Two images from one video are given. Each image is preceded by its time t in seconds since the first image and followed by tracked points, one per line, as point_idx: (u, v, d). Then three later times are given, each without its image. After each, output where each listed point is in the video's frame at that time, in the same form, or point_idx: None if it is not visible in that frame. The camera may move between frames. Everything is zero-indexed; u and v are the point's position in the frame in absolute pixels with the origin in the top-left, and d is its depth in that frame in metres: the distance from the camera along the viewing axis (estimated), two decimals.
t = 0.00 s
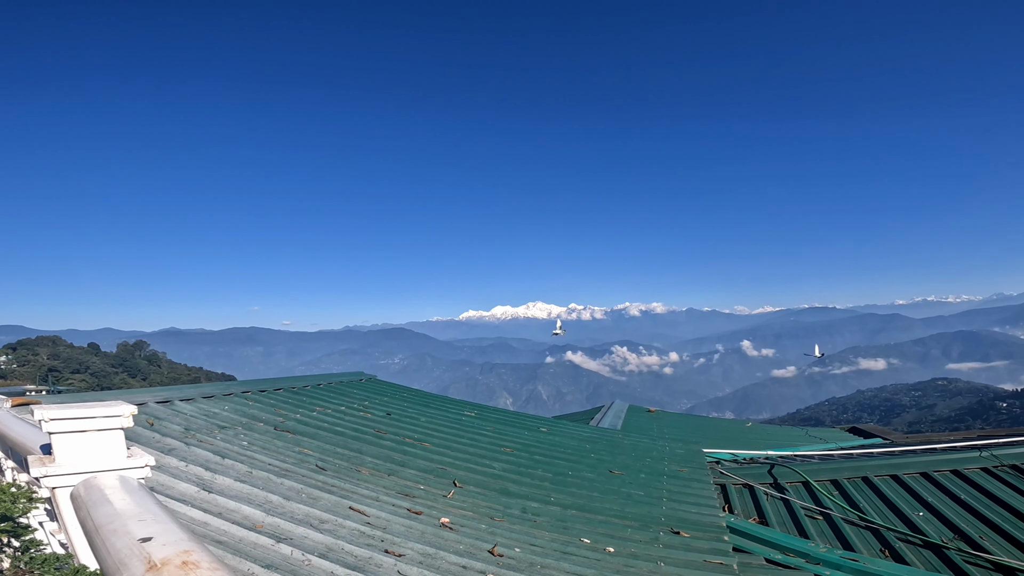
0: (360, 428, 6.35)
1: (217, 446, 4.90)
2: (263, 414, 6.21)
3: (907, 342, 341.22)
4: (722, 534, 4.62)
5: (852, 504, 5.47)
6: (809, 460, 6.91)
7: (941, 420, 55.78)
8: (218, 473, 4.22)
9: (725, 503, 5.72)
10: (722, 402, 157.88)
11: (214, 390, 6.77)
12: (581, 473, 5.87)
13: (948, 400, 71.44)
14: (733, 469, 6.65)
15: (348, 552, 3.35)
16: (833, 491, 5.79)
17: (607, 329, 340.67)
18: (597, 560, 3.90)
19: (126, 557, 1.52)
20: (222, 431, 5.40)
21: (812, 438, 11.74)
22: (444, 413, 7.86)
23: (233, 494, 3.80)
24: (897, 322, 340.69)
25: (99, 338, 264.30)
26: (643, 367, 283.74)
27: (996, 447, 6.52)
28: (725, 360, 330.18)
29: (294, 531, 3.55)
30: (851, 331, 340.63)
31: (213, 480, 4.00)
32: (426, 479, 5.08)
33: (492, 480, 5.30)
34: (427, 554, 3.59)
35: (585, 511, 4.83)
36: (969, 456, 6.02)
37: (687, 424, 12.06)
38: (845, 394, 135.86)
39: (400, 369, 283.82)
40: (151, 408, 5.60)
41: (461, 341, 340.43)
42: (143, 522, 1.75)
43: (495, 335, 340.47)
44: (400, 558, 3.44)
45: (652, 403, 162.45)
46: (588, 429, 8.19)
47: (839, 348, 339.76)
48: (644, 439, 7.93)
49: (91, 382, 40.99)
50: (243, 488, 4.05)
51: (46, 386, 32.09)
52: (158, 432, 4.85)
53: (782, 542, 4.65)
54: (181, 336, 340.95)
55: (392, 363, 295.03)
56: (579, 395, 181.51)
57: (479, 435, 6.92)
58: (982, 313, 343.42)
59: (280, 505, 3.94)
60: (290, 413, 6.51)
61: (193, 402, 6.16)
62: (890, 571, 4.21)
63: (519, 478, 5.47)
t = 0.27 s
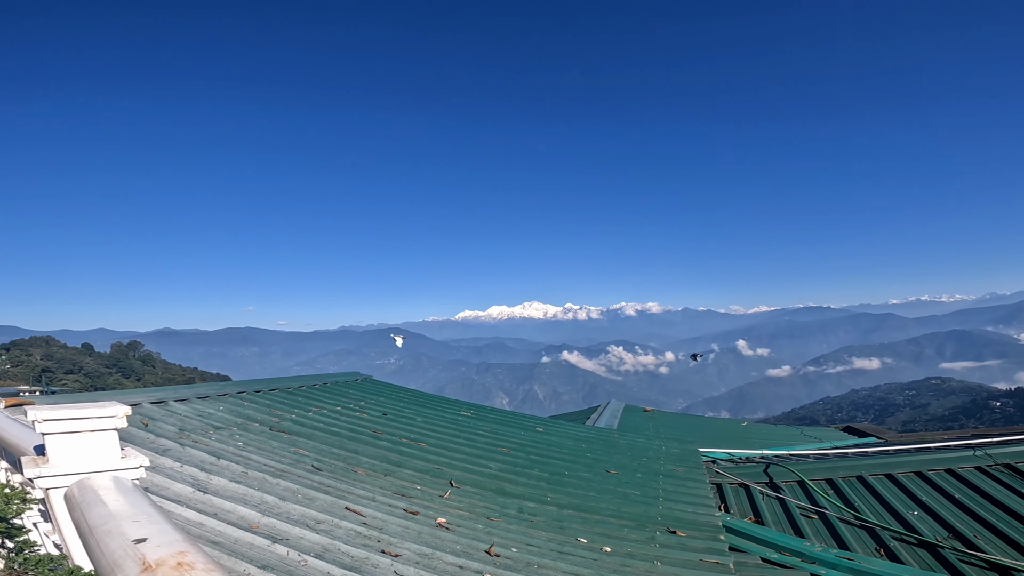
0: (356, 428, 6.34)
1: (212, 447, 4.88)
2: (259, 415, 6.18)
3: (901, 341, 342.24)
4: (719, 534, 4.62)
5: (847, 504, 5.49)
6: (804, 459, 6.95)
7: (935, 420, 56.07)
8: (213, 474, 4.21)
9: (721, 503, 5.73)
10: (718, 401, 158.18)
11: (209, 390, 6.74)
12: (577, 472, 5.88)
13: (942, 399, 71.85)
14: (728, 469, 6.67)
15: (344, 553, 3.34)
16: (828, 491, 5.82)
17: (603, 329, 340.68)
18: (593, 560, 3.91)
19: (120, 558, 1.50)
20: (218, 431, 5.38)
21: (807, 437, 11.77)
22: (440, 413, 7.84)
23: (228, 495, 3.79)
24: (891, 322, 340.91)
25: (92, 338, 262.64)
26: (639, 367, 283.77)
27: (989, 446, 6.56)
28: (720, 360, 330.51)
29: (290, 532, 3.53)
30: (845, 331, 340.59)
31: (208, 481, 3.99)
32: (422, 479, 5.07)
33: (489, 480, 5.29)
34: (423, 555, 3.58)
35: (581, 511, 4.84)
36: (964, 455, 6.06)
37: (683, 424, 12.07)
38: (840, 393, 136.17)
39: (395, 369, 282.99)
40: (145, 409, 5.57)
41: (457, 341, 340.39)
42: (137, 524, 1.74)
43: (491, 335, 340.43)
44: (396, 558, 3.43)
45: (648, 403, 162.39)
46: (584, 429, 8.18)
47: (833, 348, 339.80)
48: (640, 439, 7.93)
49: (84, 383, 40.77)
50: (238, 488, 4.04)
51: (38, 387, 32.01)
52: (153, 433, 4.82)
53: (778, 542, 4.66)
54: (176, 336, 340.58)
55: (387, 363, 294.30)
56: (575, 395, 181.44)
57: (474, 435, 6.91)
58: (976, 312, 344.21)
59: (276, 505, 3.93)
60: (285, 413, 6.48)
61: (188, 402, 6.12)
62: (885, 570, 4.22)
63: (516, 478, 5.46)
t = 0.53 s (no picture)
0: (354, 428, 6.32)
1: (209, 446, 4.87)
2: (257, 415, 6.17)
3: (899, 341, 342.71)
4: (716, 533, 4.64)
5: (845, 503, 5.50)
6: (802, 459, 6.97)
7: (933, 419, 56.28)
8: (212, 473, 4.21)
9: (720, 503, 5.74)
10: (716, 400, 158.41)
11: (207, 390, 6.72)
12: (576, 472, 5.88)
13: (939, 398, 72.18)
14: (726, 468, 6.69)
15: (343, 552, 3.34)
16: (826, 490, 5.83)
17: (601, 328, 340.59)
18: (592, 560, 3.91)
19: (118, 558, 1.50)
20: (215, 431, 5.38)
21: (805, 437, 11.80)
22: (439, 412, 7.83)
23: (225, 495, 3.79)
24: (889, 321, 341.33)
25: (90, 338, 261.96)
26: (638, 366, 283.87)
27: (985, 446, 6.59)
28: (719, 359, 330.73)
29: (289, 531, 3.53)
30: (843, 330, 340.56)
31: (206, 480, 3.98)
32: (420, 479, 5.06)
33: (488, 480, 5.29)
34: (421, 554, 3.58)
35: (580, 511, 4.83)
36: (961, 455, 6.07)
37: (681, 423, 12.08)
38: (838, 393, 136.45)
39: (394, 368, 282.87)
40: (142, 408, 5.56)
41: (456, 341, 340.53)
42: (135, 523, 1.73)
43: (489, 335, 340.56)
44: (395, 558, 3.43)
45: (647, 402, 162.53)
46: (583, 429, 8.17)
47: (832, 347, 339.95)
48: (639, 439, 7.94)
49: (82, 382, 40.71)
50: (236, 487, 4.04)
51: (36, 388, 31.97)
52: (150, 432, 4.81)
53: (776, 541, 4.67)
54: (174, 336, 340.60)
55: (386, 363, 294.04)
56: (574, 394, 181.50)
57: (473, 435, 6.89)
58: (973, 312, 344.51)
59: (274, 504, 3.92)
60: (283, 413, 6.46)
61: (186, 402, 6.11)
62: (883, 569, 4.23)
63: (515, 477, 5.46)
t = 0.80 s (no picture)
0: (352, 427, 6.30)
1: (208, 446, 4.88)
2: (255, 414, 6.16)
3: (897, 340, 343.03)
4: (714, 532, 4.66)
5: (844, 503, 5.51)
6: (801, 458, 6.99)
7: (931, 418, 56.44)
8: (210, 473, 4.21)
9: (718, 501, 5.75)
10: (715, 400, 158.45)
11: (206, 389, 6.71)
12: (575, 471, 5.89)
13: (937, 397, 72.59)
14: (725, 467, 6.71)
15: (341, 551, 3.35)
16: (824, 489, 5.84)
17: (600, 328, 340.56)
18: (592, 559, 3.90)
19: (117, 558, 1.49)
20: (214, 430, 5.38)
21: (803, 435, 11.83)
22: (437, 412, 7.82)
23: (223, 494, 3.80)
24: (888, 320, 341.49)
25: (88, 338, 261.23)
26: (637, 366, 283.93)
27: (984, 444, 6.59)
28: (717, 359, 330.91)
29: (287, 530, 3.53)
30: (841, 330, 340.57)
31: (205, 480, 4.00)
32: (419, 479, 5.06)
33: (487, 479, 5.29)
34: (421, 553, 3.58)
35: (579, 510, 4.84)
36: (958, 453, 6.10)
37: (679, 422, 12.12)
38: (836, 392, 136.64)
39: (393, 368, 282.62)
40: (141, 408, 5.55)
41: (455, 341, 340.57)
42: (135, 522, 1.73)
43: (488, 335, 340.60)
44: (394, 557, 3.43)
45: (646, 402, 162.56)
46: (581, 428, 8.16)
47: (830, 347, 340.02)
48: (638, 438, 7.94)
49: (80, 382, 40.66)
50: (234, 487, 4.05)
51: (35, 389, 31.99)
52: (150, 431, 4.84)
53: (775, 540, 4.67)
54: (173, 336, 340.68)
55: (385, 363, 293.82)
56: (572, 394, 181.49)
57: (470, 434, 6.90)
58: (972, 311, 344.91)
59: (273, 504, 3.92)
60: (282, 413, 6.45)
61: (184, 402, 6.10)
62: (879, 568, 4.25)
63: (513, 477, 5.47)
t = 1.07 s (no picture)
0: (351, 428, 6.30)
1: (206, 447, 4.88)
2: (254, 415, 6.15)
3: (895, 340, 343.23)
4: (714, 532, 4.65)
5: (842, 502, 5.51)
6: (799, 458, 6.99)
7: (929, 418, 56.52)
8: (208, 473, 4.21)
9: (717, 502, 5.75)
10: (713, 400, 158.44)
11: (204, 390, 6.69)
12: (574, 471, 5.88)
13: (935, 397, 72.73)
14: (724, 467, 6.71)
15: (340, 552, 3.33)
16: (824, 489, 5.83)
17: (599, 327, 340.51)
18: (590, 558, 3.90)
19: (113, 559, 1.49)
20: (212, 431, 5.37)
21: (801, 435, 11.86)
22: (436, 412, 7.82)
23: (222, 494, 3.82)
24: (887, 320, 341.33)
25: (86, 337, 260.49)
26: (635, 365, 283.79)
27: (983, 443, 6.61)
28: (716, 359, 330.86)
29: (286, 531, 3.53)
30: (840, 329, 340.64)
31: (203, 481, 4.01)
32: (418, 478, 5.06)
33: (486, 478, 5.29)
34: (420, 554, 3.57)
35: (578, 510, 4.84)
36: (957, 453, 6.11)
37: (678, 422, 12.13)
38: (835, 392, 136.69)
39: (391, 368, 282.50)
40: (139, 408, 5.55)
41: (454, 340, 340.58)
42: (131, 524, 1.72)
43: (487, 335, 340.53)
44: (393, 558, 3.42)
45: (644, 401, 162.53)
46: (581, 428, 8.17)
47: (828, 346, 340.15)
48: (637, 437, 7.95)
49: (78, 383, 40.62)
50: (233, 488, 4.05)
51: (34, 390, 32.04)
52: (148, 432, 4.85)
53: (773, 539, 4.68)
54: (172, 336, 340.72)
55: (383, 363, 293.46)
56: (571, 394, 181.37)
57: (469, 434, 6.90)
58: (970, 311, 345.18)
59: (271, 504, 3.94)
60: (281, 413, 6.46)
61: (182, 402, 6.09)
62: (880, 568, 4.24)
63: (512, 477, 5.47)
